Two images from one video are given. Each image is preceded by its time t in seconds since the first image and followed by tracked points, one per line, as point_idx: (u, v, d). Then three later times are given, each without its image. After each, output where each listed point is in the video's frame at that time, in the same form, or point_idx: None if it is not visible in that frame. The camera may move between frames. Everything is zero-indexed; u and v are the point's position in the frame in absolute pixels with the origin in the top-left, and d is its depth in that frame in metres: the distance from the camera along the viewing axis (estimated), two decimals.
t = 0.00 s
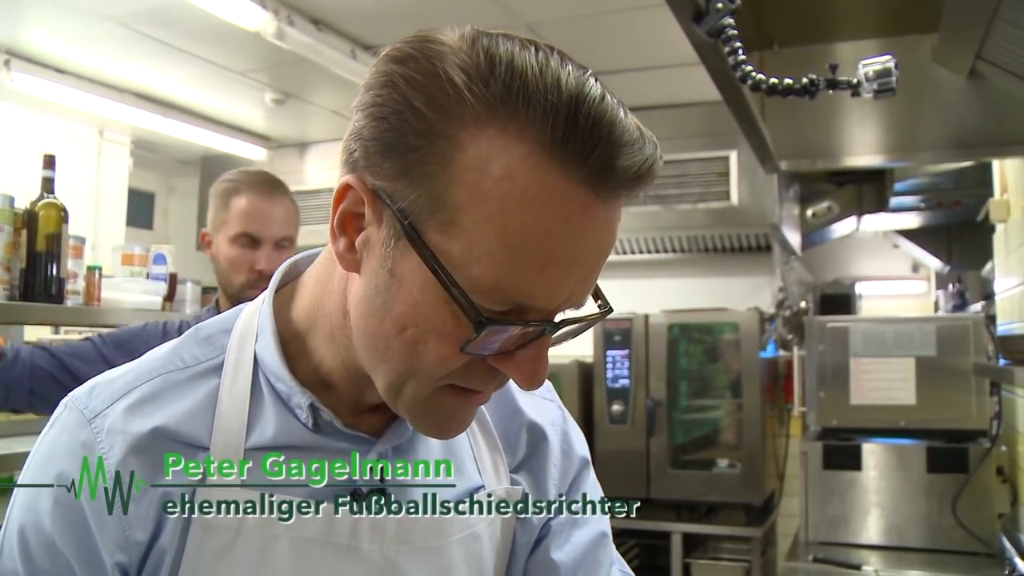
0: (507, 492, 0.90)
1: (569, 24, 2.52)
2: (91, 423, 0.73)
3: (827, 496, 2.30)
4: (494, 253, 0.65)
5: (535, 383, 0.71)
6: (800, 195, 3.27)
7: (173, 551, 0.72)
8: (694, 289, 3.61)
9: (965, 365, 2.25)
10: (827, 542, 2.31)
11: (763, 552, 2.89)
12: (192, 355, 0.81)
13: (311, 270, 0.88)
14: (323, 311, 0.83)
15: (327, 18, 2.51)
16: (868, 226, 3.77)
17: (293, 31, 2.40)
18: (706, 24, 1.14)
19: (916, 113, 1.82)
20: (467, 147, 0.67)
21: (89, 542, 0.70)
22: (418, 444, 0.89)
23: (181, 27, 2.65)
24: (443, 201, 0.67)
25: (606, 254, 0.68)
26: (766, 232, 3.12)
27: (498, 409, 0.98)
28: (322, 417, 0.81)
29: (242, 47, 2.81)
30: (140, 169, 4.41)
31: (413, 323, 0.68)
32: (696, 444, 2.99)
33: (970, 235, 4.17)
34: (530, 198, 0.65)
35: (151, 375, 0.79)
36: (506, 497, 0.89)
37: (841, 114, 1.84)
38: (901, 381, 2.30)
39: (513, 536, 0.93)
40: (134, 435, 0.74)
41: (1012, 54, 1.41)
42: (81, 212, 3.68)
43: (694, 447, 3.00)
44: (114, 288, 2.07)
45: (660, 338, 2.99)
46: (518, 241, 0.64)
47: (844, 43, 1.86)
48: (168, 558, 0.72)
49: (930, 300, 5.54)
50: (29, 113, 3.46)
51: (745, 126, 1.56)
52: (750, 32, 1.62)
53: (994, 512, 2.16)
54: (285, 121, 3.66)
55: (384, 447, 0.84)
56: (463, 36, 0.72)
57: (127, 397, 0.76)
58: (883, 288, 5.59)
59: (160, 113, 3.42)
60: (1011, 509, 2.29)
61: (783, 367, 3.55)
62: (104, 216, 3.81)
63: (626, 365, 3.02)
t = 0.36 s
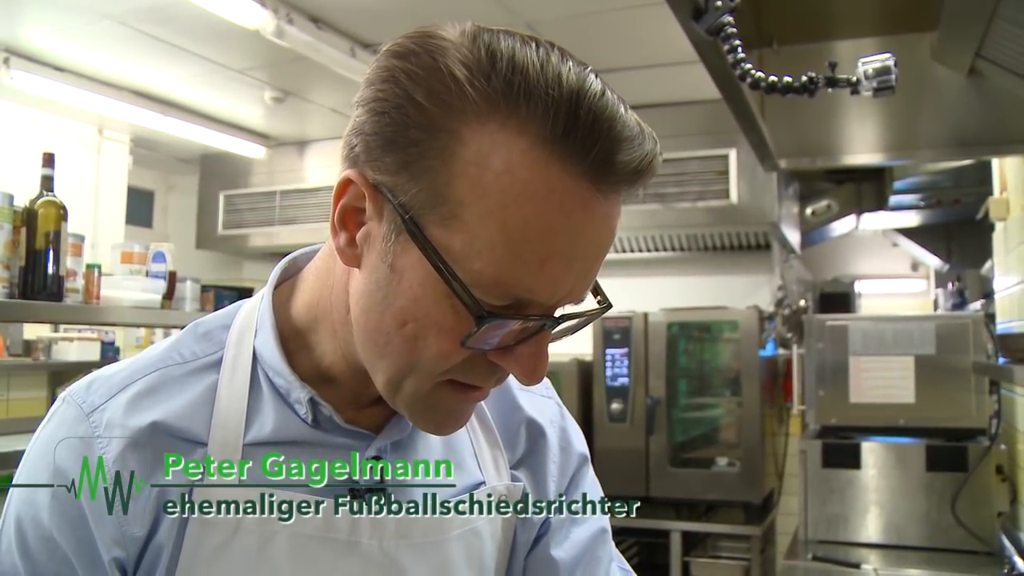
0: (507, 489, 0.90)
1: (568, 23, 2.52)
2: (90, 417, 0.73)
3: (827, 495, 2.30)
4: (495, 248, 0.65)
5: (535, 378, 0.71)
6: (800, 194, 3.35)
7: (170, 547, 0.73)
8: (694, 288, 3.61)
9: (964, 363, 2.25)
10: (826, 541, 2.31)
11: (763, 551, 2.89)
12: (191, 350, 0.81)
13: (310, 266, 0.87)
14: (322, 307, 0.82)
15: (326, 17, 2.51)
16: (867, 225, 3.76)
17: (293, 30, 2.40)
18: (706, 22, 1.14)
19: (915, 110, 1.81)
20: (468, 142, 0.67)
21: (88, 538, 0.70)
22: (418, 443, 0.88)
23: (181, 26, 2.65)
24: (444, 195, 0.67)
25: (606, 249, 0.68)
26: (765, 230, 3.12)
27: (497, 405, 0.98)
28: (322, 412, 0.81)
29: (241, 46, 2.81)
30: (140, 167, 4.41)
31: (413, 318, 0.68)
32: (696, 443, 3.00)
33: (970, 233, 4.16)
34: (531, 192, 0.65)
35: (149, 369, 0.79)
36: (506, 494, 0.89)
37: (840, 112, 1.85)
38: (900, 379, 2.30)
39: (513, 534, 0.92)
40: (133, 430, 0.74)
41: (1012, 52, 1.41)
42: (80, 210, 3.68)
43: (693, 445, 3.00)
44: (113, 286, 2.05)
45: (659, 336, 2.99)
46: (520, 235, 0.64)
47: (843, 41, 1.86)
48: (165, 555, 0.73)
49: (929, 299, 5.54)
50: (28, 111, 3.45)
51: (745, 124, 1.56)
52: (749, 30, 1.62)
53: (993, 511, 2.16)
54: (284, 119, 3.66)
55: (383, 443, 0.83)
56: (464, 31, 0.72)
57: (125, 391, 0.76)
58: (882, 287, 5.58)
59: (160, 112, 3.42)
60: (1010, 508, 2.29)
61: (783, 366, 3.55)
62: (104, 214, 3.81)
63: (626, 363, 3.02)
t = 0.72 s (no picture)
0: (502, 486, 0.90)
1: (568, 20, 2.51)
2: (82, 413, 0.73)
3: (825, 494, 2.30)
4: (496, 247, 0.65)
5: (535, 377, 0.71)
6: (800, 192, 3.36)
7: (165, 547, 0.73)
8: (695, 288, 3.61)
9: (963, 362, 2.26)
10: (825, 539, 2.32)
11: (761, 549, 2.89)
12: (184, 347, 0.81)
13: (307, 264, 0.87)
14: (319, 305, 0.82)
15: (326, 14, 2.51)
16: (866, 223, 3.76)
17: (292, 27, 2.40)
18: (705, 21, 1.15)
19: (914, 108, 1.81)
20: (469, 140, 0.67)
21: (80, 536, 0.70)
22: (414, 442, 0.89)
23: (180, 22, 2.65)
24: (446, 194, 0.67)
25: (608, 247, 0.68)
26: (764, 228, 3.12)
27: (492, 403, 0.98)
28: (318, 411, 0.81)
29: (240, 43, 2.80)
30: (139, 164, 4.41)
31: (413, 317, 0.68)
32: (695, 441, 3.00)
33: (969, 232, 4.17)
34: (533, 191, 0.65)
35: (142, 365, 0.79)
36: (501, 491, 0.90)
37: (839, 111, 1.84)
38: (899, 378, 2.31)
39: (507, 532, 0.93)
40: (127, 427, 0.74)
41: (1012, 51, 1.41)
42: (79, 207, 3.68)
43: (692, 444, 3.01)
44: (112, 284, 2.05)
45: (658, 334, 2.99)
46: (522, 234, 0.64)
47: (843, 39, 1.86)
48: (160, 555, 0.73)
49: (928, 297, 5.54)
50: (27, 107, 3.45)
51: (744, 122, 1.56)
52: (748, 28, 1.62)
53: (991, 509, 2.16)
54: (284, 116, 3.65)
55: (379, 442, 0.84)
56: (465, 28, 0.72)
57: (119, 387, 0.76)
58: (881, 285, 5.59)
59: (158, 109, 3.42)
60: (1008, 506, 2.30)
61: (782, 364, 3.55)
62: (103, 211, 3.81)
63: (625, 361, 3.01)
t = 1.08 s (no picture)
0: (493, 476, 0.89)
1: (569, 15, 2.51)
2: (62, 406, 0.75)
3: (823, 490, 2.31)
4: (487, 236, 0.65)
5: (528, 368, 0.71)
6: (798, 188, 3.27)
7: (146, 539, 0.73)
8: (694, 283, 3.63)
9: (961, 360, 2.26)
10: (821, 535, 2.32)
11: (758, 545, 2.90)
12: (167, 339, 0.82)
13: (294, 256, 0.88)
14: (306, 298, 0.83)
15: (327, 8, 2.50)
16: (866, 221, 3.77)
17: (292, 20, 2.39)
18: (706, 15, 1.14)
19: (916, 107, 1.84)
20: (457, 129, 0.67)
21: (57, 530, 0.71)
22: (401, 432, 0.89)
23: (180, 15, 2.64)
24: (435, 184, 0.67)
25: (600, 233, 0.68)
26: (763, 225, 3.12)
27: (483, 394, 0.97)
28: (304, 402, 0.81)
29: (239, 36, 2.80)
30: (138, 157, 4.40)
31: (404, 310, 0.68)
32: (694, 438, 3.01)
33: (969, 230, 4.17)
34: (523, 178, 0.65)
35: (125, 359, 0.80)
36: (491, 481, 0.88)
37: (839, 107, 1.86)
38: (898, 375, 2.31)
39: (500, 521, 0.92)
40: (104, 420, 0.74)
41: (1013, 49, 1.40)
42: (78, 199, 3.67)
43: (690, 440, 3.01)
44: (112, 277, 2.04)
45: (657, 330, 2.98)
46: (513, 222, 0.64)
47: (845, 37, 1.85)
48: (141, 548, 0.73)
49: (926, 295, 5.55)
50: (26, 99, 3.44)
51: (744, 118, 1.56)
52: (749, 24, 1.62)
53: (987, 507, 2.16)
54: (284, 110, 3.65)
55: (367, 432, 0.84)
56: (451, 15, 0.71)
57: (99, 381, 0.77)
58: (880, 283, 5.59)
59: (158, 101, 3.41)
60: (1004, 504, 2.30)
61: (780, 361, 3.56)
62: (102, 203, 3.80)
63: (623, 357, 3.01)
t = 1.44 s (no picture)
0: (469, 459, 0.93)
1: (567, 10, 2.50)
2: (31, 410, 0.74)
3: (819, 485, 2.32)
4: (456, 220, 0.66)
5: (504, 351, 0.72)
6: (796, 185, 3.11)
7: (128, 542, 0.75)
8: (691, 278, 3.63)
9: (957, 355, 2.27)
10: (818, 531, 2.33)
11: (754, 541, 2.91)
12: (136, 337, 0.82)
13: (263, 247, 0.88)
14: (276, 288, 0.84)
15: (325, 2, 2.49)
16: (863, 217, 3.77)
17: (289, 15, 2.37)
18: (702, 10, 1.15)
19: (913, 102, 1.83)
20: (422, 113, 0.67)
21: (31, 538, 0.71)
22: (378, 422, 0.91)
23: (177, 9, 2.63)
24: (402, 169, 0.67)
25: (570, 212, 0.69)
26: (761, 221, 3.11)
27: (455, 379, 0.99)
28: (283, 395, 0.83)
29: (236, 30, 2.78)
30: (135, 152, 4.39)
31: (376, 298, 0.69)
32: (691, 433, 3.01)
33: (967, 226, 4.17)
34: (489, 159, 0.65)
35: (93, 360, 0.80)
36: (467, 464, 0.92)
37: (838, 104, 1.87)
38: (893, 370, 2.32)
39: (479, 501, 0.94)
40: (78, 422, 0.75)
41: (1011, 46, 1.41)
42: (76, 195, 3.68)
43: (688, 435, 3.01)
44: (108, 271, 2.03)
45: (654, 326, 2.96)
46: (481, 205, 0.65)
47: (843, 32, 1.85)
48: (122, 551, 0.75)
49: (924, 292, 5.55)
50: (23, 94, 3.43)
51: (741, 112, 1.56)
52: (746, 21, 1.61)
53: (984, 503, 2.15)
54: (282, 105, 3.65)
55: (346, 422, 0.85)
56: None
57: (67, 384, 0.77)
58: (878, 279, 5.59)
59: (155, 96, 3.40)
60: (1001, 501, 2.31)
61: (778, 357, 3.56)
62: (99, 199, 3.80)
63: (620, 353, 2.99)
